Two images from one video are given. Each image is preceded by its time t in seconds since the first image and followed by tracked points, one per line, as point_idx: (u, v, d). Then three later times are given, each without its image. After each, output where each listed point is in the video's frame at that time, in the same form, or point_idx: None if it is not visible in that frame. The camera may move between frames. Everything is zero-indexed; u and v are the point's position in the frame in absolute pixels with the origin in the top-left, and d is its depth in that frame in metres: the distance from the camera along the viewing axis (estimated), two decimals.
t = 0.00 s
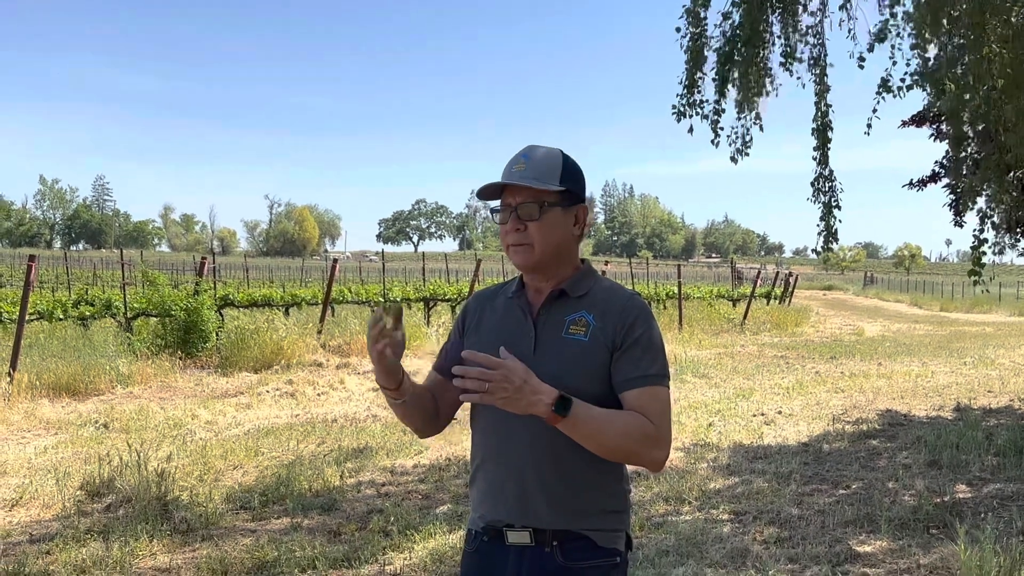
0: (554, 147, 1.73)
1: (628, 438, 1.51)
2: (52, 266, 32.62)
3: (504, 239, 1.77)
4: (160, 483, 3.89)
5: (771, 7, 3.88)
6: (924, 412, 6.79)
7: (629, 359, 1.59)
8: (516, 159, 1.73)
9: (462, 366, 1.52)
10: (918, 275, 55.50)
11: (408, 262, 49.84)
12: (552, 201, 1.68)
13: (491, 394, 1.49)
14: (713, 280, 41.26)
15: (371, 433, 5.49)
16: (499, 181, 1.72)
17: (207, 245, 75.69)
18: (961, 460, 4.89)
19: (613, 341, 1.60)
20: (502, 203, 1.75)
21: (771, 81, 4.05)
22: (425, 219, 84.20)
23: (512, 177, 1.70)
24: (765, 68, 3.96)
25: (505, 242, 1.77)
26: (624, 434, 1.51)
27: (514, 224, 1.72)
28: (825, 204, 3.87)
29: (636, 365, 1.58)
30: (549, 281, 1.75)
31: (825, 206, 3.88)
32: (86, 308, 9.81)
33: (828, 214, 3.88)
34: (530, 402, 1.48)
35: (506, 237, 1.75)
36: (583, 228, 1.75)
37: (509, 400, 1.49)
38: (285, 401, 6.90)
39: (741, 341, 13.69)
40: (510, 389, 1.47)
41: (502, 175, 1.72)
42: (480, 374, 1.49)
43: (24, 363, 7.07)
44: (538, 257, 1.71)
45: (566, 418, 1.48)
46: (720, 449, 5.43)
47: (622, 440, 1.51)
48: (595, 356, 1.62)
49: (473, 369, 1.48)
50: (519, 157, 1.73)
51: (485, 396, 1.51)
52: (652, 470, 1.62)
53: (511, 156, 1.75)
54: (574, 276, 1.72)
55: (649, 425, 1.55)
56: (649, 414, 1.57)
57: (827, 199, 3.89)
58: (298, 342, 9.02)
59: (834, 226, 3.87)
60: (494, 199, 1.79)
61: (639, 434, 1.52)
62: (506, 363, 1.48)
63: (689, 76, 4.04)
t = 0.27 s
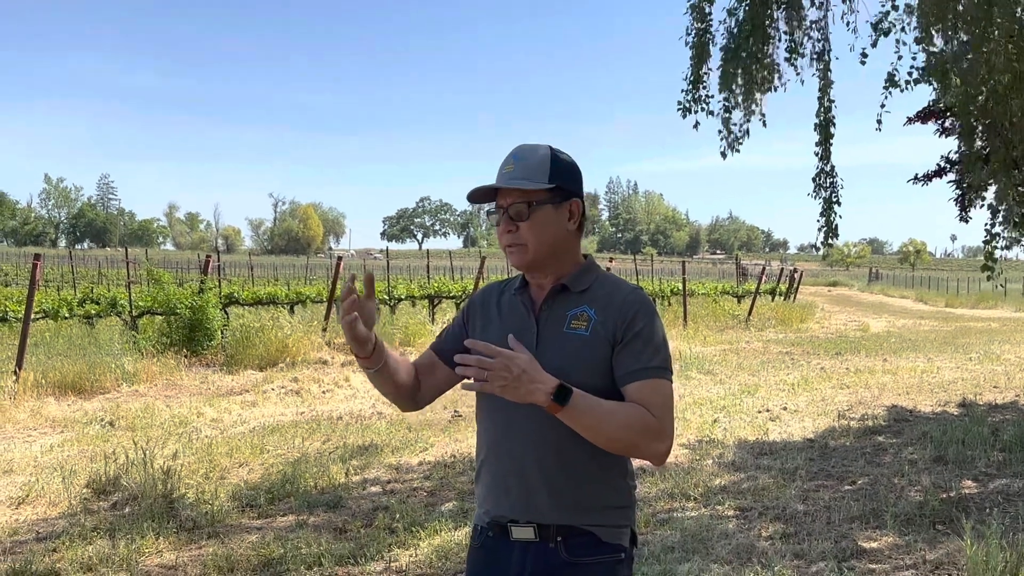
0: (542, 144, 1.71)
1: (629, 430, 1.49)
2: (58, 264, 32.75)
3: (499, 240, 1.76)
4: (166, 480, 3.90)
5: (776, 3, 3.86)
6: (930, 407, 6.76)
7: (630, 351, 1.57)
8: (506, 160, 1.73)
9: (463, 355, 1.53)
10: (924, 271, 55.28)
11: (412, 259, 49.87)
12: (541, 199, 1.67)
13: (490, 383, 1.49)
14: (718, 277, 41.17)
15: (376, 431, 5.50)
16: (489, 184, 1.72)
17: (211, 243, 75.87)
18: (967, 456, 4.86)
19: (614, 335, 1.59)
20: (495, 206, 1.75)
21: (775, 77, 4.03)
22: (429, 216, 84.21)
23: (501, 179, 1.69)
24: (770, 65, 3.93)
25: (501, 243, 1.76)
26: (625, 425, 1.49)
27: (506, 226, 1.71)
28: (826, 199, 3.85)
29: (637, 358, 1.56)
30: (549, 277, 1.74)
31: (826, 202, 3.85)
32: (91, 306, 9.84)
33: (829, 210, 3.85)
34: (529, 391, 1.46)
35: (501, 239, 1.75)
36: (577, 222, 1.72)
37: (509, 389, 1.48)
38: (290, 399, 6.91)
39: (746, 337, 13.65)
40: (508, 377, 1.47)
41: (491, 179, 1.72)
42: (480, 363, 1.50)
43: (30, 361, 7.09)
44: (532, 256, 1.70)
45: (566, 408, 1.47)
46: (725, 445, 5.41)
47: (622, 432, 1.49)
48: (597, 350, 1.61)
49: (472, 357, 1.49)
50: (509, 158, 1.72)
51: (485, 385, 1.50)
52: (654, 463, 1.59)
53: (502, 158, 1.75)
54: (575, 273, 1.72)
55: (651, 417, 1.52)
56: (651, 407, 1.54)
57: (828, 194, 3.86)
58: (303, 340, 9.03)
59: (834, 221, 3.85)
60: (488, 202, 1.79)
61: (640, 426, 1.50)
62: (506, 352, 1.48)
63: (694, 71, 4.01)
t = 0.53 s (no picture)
0: (543, 143, 1.69)
1: (635, 427, 1.47)
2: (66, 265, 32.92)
3: (503, 240, 1.75)
4: (175, 479, 3.91)
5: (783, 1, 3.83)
6: (938, 404, 6.71)
7: (636, 348, 1.55)
8: (507, 159, 1.71)
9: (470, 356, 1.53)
10: (931, 268, 54.97)
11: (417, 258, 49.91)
12: (544, 198, 1.65)
13: (496, 383, 1.48)
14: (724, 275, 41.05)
15: (383, 429, 5.49)
16: (491, 185, 1.70)
17: (218, 243, 76.12)
18: (975, 452, 4.81)
19: (620, 333, 1.57)
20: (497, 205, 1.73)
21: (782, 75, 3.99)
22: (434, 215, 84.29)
23: (502, 179, 1.67)
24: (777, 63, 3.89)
25: (504, 243, 1.75)
26: (631, 422, 1.47)
27: (510, 225, 1.70)
28: (829, 196, 3.81)
29: (643, 354, 1.54)
30: (555, 274, 1.74)
31: (829, 199, 3.82)
32: (99, 306, 9.88)
33: (830, 207, 3.82)
34: (535, 389, 1.45)
35: (505, 238, 1.73)
36: (580, 219, 1.71)
37: (515, 388, 1.47)
38: (298, 397, 6.92)
39: (753, 335, 13.60)
40: (514, 376, 1.46)
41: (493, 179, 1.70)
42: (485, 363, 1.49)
43: (39, 361, 7.12)
44: (537, 254, 1.68)
45: (571, 406, 1.45)
46: (733, 443, 5.38)
47: (628, 429, 1.47)
48: (602, 348, 1.59)
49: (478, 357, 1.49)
50: (509, 157, 1.70)
51: (491, 385, 1.49)
52: (662, 459, 1.57)
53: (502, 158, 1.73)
54: (579, 270, 1.71)
55: (657, 414, 1.50)
56: (657, 403, 1.52)
57: (831, 191, 3.83)
58: (310, 339, 9.04)
59: (837, 219, 3.82)
60: (490, 202, 1.77)
61: (646, 422, 1.48)
62: (511, 351, 1.47)
63: (703, 71, 3.98)
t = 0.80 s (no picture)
0: (547, 141, 1.68)
1: (645, 425, 1.46)
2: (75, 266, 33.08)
3: (507, 236, 1.72)
4: (185, 480, 3.92)
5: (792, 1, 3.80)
6: (947, 403, 6.66)
7: (643, 346, 1.54)
8: (511, 154, 1.69)
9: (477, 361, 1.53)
10: (940, 266, 54.60)
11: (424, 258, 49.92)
12: (550, 192, 1.64)
13: (505, 386, 1.47)
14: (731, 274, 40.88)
15: (391, 429, 5.49)
16: (496, 180, 1.68)
17: (226, 244, 76.41)
18: (984, 451, 4.76)
19: (627, 331, 1.55)
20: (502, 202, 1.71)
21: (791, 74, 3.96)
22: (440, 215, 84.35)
23: (508, 174, 1.66)
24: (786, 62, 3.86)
25: (509, 240, 1.73)
26: (641, 419, 1.46)
27: (516, 219, 1.68)
28: (838, 195, 3.78)
29: (651, 352, 1.53)
30: (559, 271, 1.72)
31: (838, 197, 3.78)
32: (108, 307, 9.92)
33: (839, 205, 3.78)
34: (544, 389, 1.44)
35: (509, 234, 1.71)
36: (585, 215, 1.70)
37: (524, 389, 1.46)
38: (306, 397, 6.93)
39: (760, 334, 13.54)
40: (523, 377, 1.45)
41: (498, 174, 1.68)
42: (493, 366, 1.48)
43: (49, 362, 7.16)
44: (543, 249, 1.67)
45: (580, 406, 1.44)
46: (742, 442, 5.35)
47: (638, 427, 1.46)
48: (610, 345, 1.57)
49: (485, 361, 1.48)
50: (513, 153, 1.69)
51: (500, 388, 1.49)
52: (673, 456, 1.56)
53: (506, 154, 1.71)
54: (584, 267, 1.69)
55: (666, 411, 1.49)
56: (666, 400, 1.51)
57: (839, 189, 3.79)
58: (317, 339, 9.06)
59: (845, 217, 3.79)
60: (493, 199, 1.75)
61: (656, 420, 1.47)
62: (519, 353, 1.47)
63: (715, 73, 3.95)
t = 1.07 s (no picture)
0: (556, 137, 1.68)
1: (654, 427, 1.46)
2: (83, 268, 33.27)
3: (512, 231, 1.71)
4: (193, 481, 3.94)
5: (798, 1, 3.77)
6: (956, 402, 6.60)
7: (648, 347, 1.52)
8: (519, 149, 1.68)
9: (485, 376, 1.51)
10: (949, 265, 54.21)
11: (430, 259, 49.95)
12: (559, 188, 1.63)
13: (515, 399, 1.46)
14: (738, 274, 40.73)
15: (399, 430, 5.49)
16: (504, 172, 1.67)
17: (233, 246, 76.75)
18: (993, 450, 4.71)
19: (631, 332, 1.54)
20: (507, 195, 1.70)
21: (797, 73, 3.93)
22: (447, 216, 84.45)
23: (518, 166, 1.64)
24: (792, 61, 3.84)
25: (513, 234, 1.71)
26: (650, 422, 1.46)
27: (523, 213, 1.66)
28: (848, 193, 3.75)
29: (655, 353, 1.52)
30: (561, 269, 1.70)
31: (848, 196, 3.76)
32: (117, 309, 9.97)
33: (850, 204, 3.75)
34: (554, 399, 1.44)
35: (514, 229, 1.69)
36: (590, 214, 1.70)
37: (535, 401, 1.45)
38: (313, 398, 6.95)
39: (768, 333, 13.47)
40: (533, 389, 1.44)
41: (505, 166, 1.67)
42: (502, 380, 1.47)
43: (58, 364, 7.20)
44: (549, 244, 1.66)
45: (591, 413, 1.44)
46: (750, 442, 5.32)
47: (648, 429, 1.46)
48: (613, 347, 1.56)
49: (493, 375, 1.46)
50: (521, 147, 1.67)
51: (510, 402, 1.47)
52: (682, 454, 1.56)
53: (514, 148, 1.70)
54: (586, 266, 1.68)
55: (674, 412, 1.49)
56: (673, 400, 1.50)
57: (850, 188, 3.76)
58: (324, 340, 9.07)
59: (855, 216, 3.76)
60: (498, 191, 1.74)
61: (664, 421, 1.47)
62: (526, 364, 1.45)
63: (721, 73, 3.93)
